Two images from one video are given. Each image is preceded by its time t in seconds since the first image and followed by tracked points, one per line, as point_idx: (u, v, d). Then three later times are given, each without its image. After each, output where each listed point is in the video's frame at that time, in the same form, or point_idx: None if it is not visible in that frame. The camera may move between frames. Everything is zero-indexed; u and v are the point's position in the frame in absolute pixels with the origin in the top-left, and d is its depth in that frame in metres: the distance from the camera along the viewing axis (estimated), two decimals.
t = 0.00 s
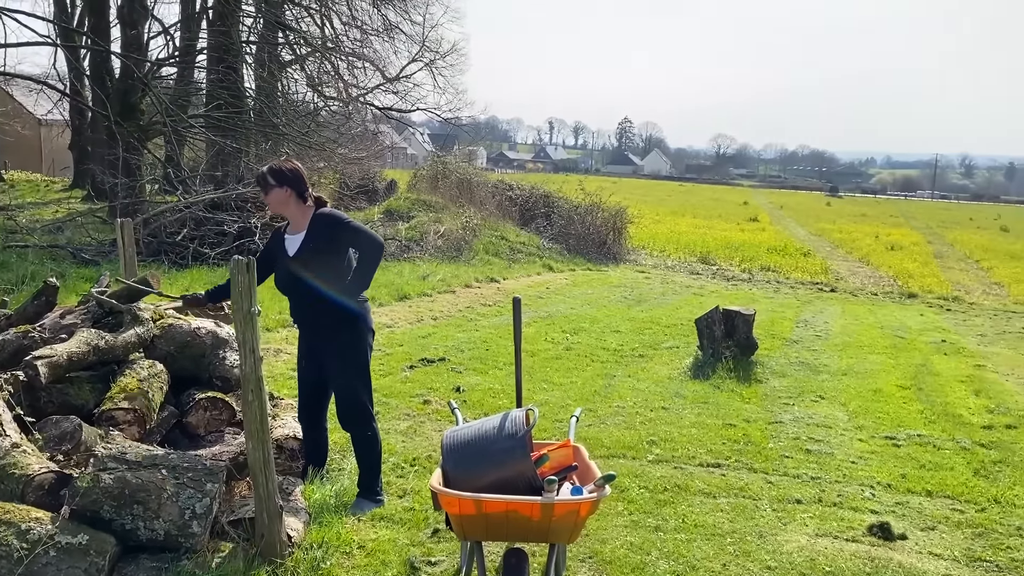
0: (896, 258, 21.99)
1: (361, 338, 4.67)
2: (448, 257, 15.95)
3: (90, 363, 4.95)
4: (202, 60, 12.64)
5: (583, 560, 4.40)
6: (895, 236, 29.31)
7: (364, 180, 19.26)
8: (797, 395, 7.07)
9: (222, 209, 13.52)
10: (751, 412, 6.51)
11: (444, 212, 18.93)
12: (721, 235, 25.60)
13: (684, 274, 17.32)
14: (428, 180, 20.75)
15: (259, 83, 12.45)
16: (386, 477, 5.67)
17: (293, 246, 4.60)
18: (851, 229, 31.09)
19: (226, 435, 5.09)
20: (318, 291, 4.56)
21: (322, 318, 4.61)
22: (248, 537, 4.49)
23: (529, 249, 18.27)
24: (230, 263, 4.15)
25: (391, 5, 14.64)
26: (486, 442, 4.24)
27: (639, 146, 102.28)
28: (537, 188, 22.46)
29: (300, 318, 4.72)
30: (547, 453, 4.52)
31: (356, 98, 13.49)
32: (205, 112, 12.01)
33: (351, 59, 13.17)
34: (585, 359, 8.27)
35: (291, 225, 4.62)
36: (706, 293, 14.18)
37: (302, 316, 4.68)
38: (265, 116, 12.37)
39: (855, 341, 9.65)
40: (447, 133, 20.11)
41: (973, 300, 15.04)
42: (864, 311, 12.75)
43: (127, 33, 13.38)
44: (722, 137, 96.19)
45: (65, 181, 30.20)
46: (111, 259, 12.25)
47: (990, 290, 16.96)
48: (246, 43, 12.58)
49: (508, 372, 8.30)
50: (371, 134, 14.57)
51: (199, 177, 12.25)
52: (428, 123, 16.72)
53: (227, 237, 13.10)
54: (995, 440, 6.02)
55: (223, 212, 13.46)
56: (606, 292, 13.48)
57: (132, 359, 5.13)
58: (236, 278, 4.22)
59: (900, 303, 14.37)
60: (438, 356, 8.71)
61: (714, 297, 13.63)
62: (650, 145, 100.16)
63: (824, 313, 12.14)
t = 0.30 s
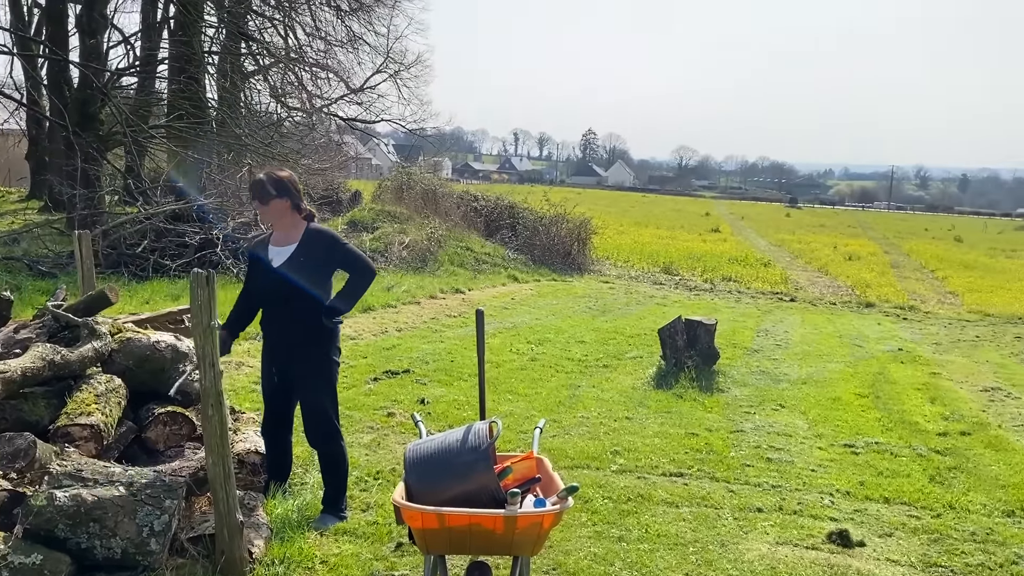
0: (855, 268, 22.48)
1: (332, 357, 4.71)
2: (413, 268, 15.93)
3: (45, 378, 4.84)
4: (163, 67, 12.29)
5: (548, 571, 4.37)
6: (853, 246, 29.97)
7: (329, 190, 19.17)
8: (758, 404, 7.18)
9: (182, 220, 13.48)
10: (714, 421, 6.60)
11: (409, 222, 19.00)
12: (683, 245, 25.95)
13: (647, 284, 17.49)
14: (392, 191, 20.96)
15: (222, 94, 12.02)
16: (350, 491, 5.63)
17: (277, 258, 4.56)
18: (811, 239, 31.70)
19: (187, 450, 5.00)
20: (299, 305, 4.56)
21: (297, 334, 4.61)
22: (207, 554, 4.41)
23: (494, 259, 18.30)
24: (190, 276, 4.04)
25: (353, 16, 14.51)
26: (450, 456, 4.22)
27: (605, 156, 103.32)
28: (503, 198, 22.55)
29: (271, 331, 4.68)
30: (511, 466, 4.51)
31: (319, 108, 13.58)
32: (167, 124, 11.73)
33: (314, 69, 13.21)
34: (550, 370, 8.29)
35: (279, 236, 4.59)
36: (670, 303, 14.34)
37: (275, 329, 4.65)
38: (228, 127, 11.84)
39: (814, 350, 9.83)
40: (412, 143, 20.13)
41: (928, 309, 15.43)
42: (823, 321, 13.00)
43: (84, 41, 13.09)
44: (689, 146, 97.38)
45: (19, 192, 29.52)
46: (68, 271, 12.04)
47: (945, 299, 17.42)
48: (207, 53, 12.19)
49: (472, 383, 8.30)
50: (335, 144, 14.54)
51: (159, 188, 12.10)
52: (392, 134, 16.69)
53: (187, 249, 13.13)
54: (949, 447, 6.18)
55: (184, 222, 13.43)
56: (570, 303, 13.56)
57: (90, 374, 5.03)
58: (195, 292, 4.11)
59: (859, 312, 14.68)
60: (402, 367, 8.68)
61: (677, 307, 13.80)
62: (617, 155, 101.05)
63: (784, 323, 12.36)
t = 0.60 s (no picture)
0: (821, 275, 22.82)
1: (308, 366, 4.72)
2: (382, 276, 15.88)
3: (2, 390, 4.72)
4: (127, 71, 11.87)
5: None
6: (819, 253, 30.41)
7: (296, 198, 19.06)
8: (725, 410, 7.24)
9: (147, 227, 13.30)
10: (682, 428, 6.64)
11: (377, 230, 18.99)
12: (652, 253, 26.17)
13: (617, 291, 17.60)
14: (361, 199, 21.05)
15: (188, 100, 11.87)
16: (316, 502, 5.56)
17: (261, 266, 4.50)
18: (778, 247, 32.11)
19: (150, 461, 4.94)
20: (281, 315, 4.55)
21: (277, 343, 4.59)
22: (170, 567, 4.27)
23: (464, 267, 18.28)
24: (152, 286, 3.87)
25: (321, 23, 14.47)
26: (416, 466, 4.15)
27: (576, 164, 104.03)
28: (473, 206, 22.58)
29: (245, 340, 4.61)
30: (478, 475, 4.47)
31: (286, 114, 13.66)
32: (132, 129, 11.62)
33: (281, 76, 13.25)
34: (518, 378, 8.28)
35: (261, 244, 4.53)
36: (639, 310, 14.41)
37: (251, 338, 4.59)
38: (193, 134, 11.68)
39: (781, 356, 9.95)
40: (380, 152, 20.15)
41: (891, 315, 15.71)
42: (790, 327, 13.16)
43: (47, 47, 12.85)
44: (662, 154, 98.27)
45: None
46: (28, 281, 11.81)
47: (908, 305, 17.74)
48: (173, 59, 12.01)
49: (441, 392, 8.27)
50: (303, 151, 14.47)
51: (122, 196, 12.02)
52: (361, 141, 16.65)
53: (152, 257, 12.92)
54: (912, 451, 6.27)
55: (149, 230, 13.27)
56: (540, 310, 13.58)
57: (49, 385, 4.91)
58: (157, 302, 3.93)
59: (824, 319, 14.89)
60: (370, 376, 8.62)
61: (646, 315, 13.90)
62: (589, 162, 101.86)
63: (751, 329, 12.49)
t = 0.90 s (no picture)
0: (789, 280, 23.11)
1: (274, 373, 4.69)
2: (352, 282, 15.84)
3: None
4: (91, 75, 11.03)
5: None
6: (787, 258, 30.77)
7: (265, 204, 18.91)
8: (693, 414, 7.28)
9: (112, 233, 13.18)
10: (651, 432, 6.67)
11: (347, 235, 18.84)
12: (623, 258, 26.32)
13: (587, 297, 17.67)
14: (331, 204, 20.93)
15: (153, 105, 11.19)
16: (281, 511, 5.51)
17: (228, 272, 4.43)
18: (748, 252, 32.45)
19: (111, 472, 4.90)
20: (249, 323, 4.50)
21: (244, 351, 4.53)
22: None
23: (435, 273, 18.27)
24: (111, 293, 3.79)
25: (290, 27, 14.54)
26: (380, 474, 4.12)
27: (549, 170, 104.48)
28: (444, 211, 22.56)
29: (210, 349, 4.52)
30: (443, 482, 4.46)
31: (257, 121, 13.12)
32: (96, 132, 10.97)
33: (250, 80, 12.37)
34: (489, 384, 8.26)
35: (228, 250, 4.46)
36: (609, 315, 14.47)
37: (217, 348, 4.51)
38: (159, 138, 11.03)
39: (749, 361, 10.03)
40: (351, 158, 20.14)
41: (857, 319, 15.92)
42: (757, 332, 13.28)
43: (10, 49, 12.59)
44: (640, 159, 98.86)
45: None
46: None
47: (874, 309, 18.00)
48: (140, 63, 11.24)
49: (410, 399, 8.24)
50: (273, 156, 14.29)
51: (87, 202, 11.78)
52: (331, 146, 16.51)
53: (118, 264, 12.93)
54: (877, 454, 6.34)
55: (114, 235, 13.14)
56: (511, 316, 13.60)
57: (5, 394, 4.76)
58: (116, 310, 3.86)
59: (791, 323, 15.05)
60: (338, 383, 8.56)
61: (616, 319, 13.95)
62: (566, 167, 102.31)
63: (720, 334, 12.59)
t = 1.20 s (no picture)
0: (759, 283, 23.32)
1: (238, 381, 4.65)
2: (323, 288, 15.76)
3: None
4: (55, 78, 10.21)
5: None
6: (758, 262, 30.99)
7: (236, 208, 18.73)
8: (664, 418, 7.31)
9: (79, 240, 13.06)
10: (622, 436, 6.69)
11: (317, 240, 18.59)
12: (596, 262, 26.39)
13: (560, 301, 17.70)
14: (302, 209, 20.32)
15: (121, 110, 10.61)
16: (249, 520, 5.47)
17: (191, 279, 4.39)
18: (720, 256, 32.63)
19: (74, 481, 4.88)
20: (212, 331, 4.46)
21: (207, 359, 4.49)
22: None
23: (407, 278, 18.24)
24: (70, 299, 3.76)
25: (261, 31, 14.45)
26: (346, 482, 4.09)
27: (525, 174, 104.65)
28: (416, 217, 22.49)
29: (172, 357, 4.48)
30: (411, 489, 4.46)
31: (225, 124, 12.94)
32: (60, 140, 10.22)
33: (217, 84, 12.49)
34: (461, 390, 8.23)
35: (191, 256, 4.42)
36: (582, 320, 14.51)
37: (179, 355, 4.47)
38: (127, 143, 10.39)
39: (720, 364, 10.09)
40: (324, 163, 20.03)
41: (827, 322, 16.10)
42: (728, 335, 13.36)
43: None
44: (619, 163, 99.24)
45: None
46: None
47: (843, 312, 18.21)
48: (106, 67, 10.59)
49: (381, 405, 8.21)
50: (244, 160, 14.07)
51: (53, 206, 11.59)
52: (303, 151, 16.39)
53: (84, 269, 12.81)
54: (845, 456, 6.40)
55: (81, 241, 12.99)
56: (484, 321, 13.59)
57: None
58: (76, 317, 3.81)
59: (762, 326, 15.16)
60: (308, 390, 8.51)
61: (589, 324, 14.00)
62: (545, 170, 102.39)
63: (691, 337, 12.66)
